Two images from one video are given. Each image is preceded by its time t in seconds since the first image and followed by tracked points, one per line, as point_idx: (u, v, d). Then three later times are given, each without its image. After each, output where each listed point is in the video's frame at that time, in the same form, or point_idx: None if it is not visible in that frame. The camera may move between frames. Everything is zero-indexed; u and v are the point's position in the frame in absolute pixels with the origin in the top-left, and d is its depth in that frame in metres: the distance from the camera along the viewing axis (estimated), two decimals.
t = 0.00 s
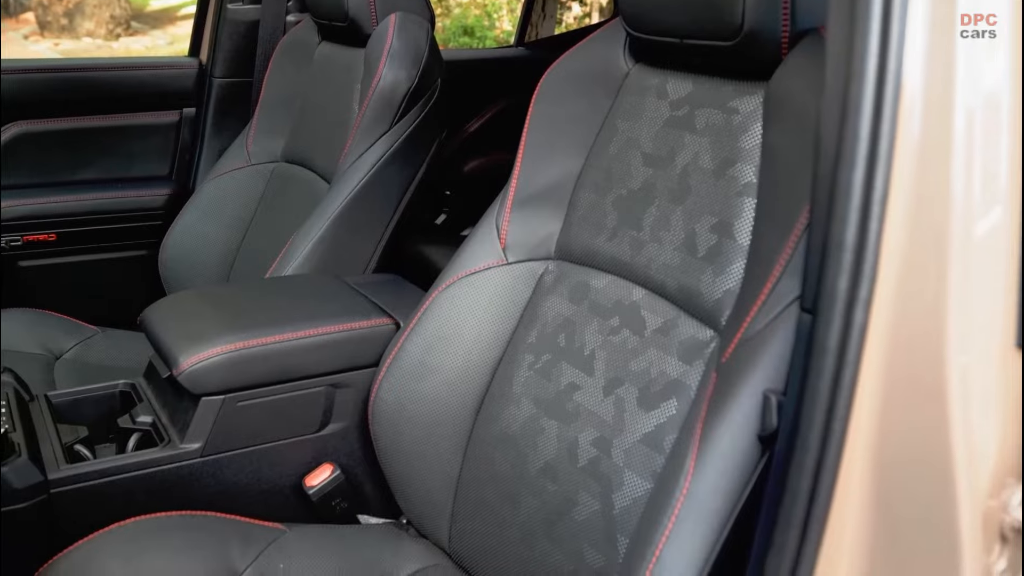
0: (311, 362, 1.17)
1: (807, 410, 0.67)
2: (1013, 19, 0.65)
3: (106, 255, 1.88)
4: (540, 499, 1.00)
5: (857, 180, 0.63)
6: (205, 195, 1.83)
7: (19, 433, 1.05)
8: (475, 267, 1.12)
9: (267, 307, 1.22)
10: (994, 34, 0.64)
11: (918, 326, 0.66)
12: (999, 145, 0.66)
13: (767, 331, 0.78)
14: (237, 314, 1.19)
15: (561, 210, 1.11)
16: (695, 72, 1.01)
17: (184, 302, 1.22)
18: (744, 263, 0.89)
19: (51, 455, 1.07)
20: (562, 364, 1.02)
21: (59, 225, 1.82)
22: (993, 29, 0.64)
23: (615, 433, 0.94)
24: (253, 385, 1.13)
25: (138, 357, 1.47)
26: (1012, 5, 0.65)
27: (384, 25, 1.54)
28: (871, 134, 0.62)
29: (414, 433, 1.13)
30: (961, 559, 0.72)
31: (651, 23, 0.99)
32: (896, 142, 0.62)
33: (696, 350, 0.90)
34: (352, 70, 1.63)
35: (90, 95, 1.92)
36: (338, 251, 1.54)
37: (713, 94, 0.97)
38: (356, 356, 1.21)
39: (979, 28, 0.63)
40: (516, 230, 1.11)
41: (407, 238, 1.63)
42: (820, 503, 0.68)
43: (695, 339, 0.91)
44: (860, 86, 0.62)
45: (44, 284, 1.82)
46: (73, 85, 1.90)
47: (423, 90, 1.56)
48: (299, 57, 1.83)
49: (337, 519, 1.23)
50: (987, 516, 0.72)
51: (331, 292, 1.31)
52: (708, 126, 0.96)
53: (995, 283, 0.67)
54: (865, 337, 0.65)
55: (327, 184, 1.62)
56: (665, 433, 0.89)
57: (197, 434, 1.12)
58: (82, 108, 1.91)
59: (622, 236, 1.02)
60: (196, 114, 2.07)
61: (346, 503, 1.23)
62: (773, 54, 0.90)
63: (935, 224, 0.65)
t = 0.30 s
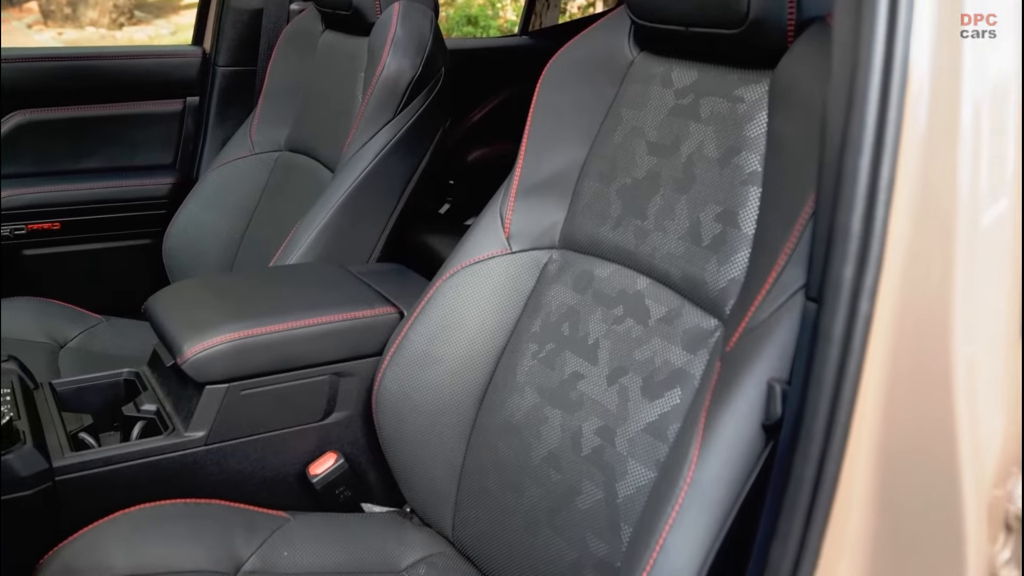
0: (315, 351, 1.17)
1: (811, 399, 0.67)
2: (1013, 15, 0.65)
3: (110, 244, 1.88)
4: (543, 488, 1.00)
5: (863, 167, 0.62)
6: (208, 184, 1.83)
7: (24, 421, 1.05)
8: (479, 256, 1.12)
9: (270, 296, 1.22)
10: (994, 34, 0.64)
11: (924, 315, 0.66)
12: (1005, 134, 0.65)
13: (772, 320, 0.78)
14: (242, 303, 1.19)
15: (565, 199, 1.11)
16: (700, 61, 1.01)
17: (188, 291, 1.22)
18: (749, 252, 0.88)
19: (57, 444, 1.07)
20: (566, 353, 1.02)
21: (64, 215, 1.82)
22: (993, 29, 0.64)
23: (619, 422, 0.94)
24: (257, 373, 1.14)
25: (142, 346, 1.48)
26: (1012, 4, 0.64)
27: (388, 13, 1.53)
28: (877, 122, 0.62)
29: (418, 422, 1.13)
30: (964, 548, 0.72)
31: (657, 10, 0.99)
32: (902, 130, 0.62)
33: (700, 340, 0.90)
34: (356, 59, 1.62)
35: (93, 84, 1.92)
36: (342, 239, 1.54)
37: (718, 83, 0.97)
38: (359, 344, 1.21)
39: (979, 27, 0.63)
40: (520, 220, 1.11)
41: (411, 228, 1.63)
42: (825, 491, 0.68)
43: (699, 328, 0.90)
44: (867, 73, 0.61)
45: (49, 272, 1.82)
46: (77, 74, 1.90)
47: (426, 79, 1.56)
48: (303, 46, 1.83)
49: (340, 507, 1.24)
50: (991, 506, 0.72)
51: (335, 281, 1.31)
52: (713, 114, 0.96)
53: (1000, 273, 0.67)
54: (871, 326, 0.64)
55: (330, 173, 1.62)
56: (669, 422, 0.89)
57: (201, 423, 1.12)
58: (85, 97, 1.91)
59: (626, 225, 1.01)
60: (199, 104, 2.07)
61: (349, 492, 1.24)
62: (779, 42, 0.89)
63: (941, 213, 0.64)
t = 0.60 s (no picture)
0: (320, 338, 1.17)
1: (818, 387, 0.66)
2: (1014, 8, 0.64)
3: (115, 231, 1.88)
4: (548, 475, 1.00)
5: (872, 155, 0.62)
6: (212, 171, 1.83)
7: (30, 407, 1.06)
8: (485, 244, 1.11)
9: (275, 283, 1.22)
10: (994, 33, 0.63)
11: (931, 303, 0.65)
12: (1013, 122, 0.65)
13: (778, 308, 0.78)
14: (247, 290, 1.19)
15: (571, 186, 1.10)
16: (706, 47, 1.00)
17: (193, 278, 1.22)
18: (755, 240, 0.88)
19: (63, 429, 1.08)
20: (571, 341, 1.01)
21: (66, 199, 1.83)
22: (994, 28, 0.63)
23: (623, 410, 0.94)
24: (262, 360, 1.14)
25: (148, 332, 1.48)
26: None
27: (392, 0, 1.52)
28: (885, 109, 0.61)
29: (422, 409, 1.13)
30: (969, 536, 0.72)
31: None
32: (911, 117, 0.61)
33: (705, 328, 0.90)
34: (361, 46, 1.62)
35: (98, 71, 1.92)
36: (347, 227, 1.55)
37: (725, 69, 0.96)
38: (364, 331, 1.21)
39: (979, 28, 0.62)
40: (525, 207, 1.11)
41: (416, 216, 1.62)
42: (830, 480, 0.68)
43: (705, 316, 0.90)
44: (876, 59, 0.61)
45: (54, 259, 1.83)
46: (82, 61, 1.89)
47: (431, 67, 1.55)
48: (307, 33, 1.82)
49: (345, 494, 1.24)
50: (997, 494, 0.72)
51: (339, 269, 1.31)
52: (719, 101, 0.95)
53: (1008, 261, 0.67)
54: (878, 314, 0.64)
55: (335, 161, 1.62)
56: (674, 410, 0.89)
57: (206, 409, 1.12)
58: (90, 84, 1.91)
59: (632, 213, 1.01)
60: (205, 91, 2.06)
61: (354, 479, 1.24)
62: (786, 28, 0.89)
63: (949, 200, 0.64)
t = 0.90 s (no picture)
0: (324, 328, 1.17)
1: (823, 376, 0.66)
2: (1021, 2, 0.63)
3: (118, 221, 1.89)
4: (553, 464, 1.00)
5: (878, 143, 0.62)
6: (217, 160, 1.83)
7: (36, 396, 1.06)
8: (490, 233, 1.11)
9: (279, 272, 1.22)
10: (994, 34, 0.62)
11: (938, 292, 0.65)
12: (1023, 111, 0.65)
13: (784, 297, 0.78)
14: (251, 278, 1.19)
15: (576, 175, 1.10)
16: (712, 36, 1.00)
17: (197, 267, 1.22)
18: (760, 230, 0.88)
19: (67, 417, 1.08)
20: (575, 330, 1.01)
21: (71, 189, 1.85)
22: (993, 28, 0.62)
23: (628, 399, 0.94)
24: (267, 349, 1.14)
25: (152, 321, 1.48)
26: None
27: None
28: (893, 97, 0.61)
29: (426, 399, 1.14)
30: (976, 526, 0.71)
31: None
32: (918, 105, 0.61)
33: (710, 318, 0.89)
34: (366, 35, 1.61)
35: (102, 60, 1.91)
36: (351, 216, 1.55)
37: (731, 58, 0.96)
38: (368, 321, 1.21)
39: (979, 29, 0.62)
40: (530, 196, 1.11)
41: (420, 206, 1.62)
42: (835, 469, 0.68)
43: (710, 306, 0.90)
44: (883, 46, 0.61)
45: (57, 251, 1.81)
46: (86, 50, 1.89)
47: (436, 56, 1.55)
48: (312, 21, 1.82)
49: (349, 483, 1.24)
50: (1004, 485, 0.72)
51: (344, 258, 1.31)
52: (725, 90, 0.95)
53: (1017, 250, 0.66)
54: (884, 303, 0.64)
55: (340, 150, 1.62)
56: (679, 400, 0.89)
57: (211, 398, 1.12)
58: (95, 73, 1.91)
59: (637, 202, 1.01)
60: (208, 80, 2.06)
61: (359, 468, 1.24)
62: (793, 17, 0.89)
63: (956, 189, 0.64)
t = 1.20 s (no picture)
0: (329, 317, 1.17)
1: (829, 365, 0.66)
2: None
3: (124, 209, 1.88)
4: (557, 454, 1.00)
5: (886, 131, 0.61)
6: (222, 148, 1.83)
7: (41, 384, 1.06)
8: (495, 223, 1.11)
9: (284, 262, 1.21)
10: (994, 34, 0.62)
11: (944, 281, 0.65)
12: None
13: (790, 286, 0.78)
14: (256, 268, 1.19)
15: (581, 164, 1.10)
16: (719, 24, 0.99)
17: (202, 256, 1.22)
18: (766, 219, 0.87)
19: (73, 406, 1.08)
20: (580, 320, 1.01)
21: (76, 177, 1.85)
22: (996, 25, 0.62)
23: (633, 389, 0.93)
24: (271, 338, 1.14)
25: (157, 309, 1.49)
26: None
27: None
28: (901, 84, 0.60)
29: (431, 388, 1.14)
30: (984, 518, 0.71)
31: None
32: (926, 93, 0.60)
33: (715, 307, 0.89)
34: (371, 24, 1.60)
35: (107, 49, 1.91)
36: (355, 205, 1.55)
37: (737, 46, 0.95)
38: (373, 310, 1.21)
39: (979, 27, 0.61)
40: (535, 186, 1.11)
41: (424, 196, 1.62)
42: (840, 459, 0.67)
43: (715, 296, 0.90)
44: (892, 34, 0.60)
45: (64, 237, 1.82)
46: (91, 38, 1.89)
47: (440, 45, 1.54)
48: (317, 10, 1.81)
49: (354, 472, 1.24)
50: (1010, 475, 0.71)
51: (349, 248, 1.31)
52: (731, 79, 0.94)
53: None
54: (891, 292, 0.63)
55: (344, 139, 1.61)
56: (684, 389, 0.89)
57: (216, 387, 1.13)
58: (99, 62, 1.91)
59: (643, 191, 1.00)
60: (213, 69, 2.05)
61: (363, 457, 1.24)
62: (800, 5, 0.88)
63: (964, 178, 0.63)
